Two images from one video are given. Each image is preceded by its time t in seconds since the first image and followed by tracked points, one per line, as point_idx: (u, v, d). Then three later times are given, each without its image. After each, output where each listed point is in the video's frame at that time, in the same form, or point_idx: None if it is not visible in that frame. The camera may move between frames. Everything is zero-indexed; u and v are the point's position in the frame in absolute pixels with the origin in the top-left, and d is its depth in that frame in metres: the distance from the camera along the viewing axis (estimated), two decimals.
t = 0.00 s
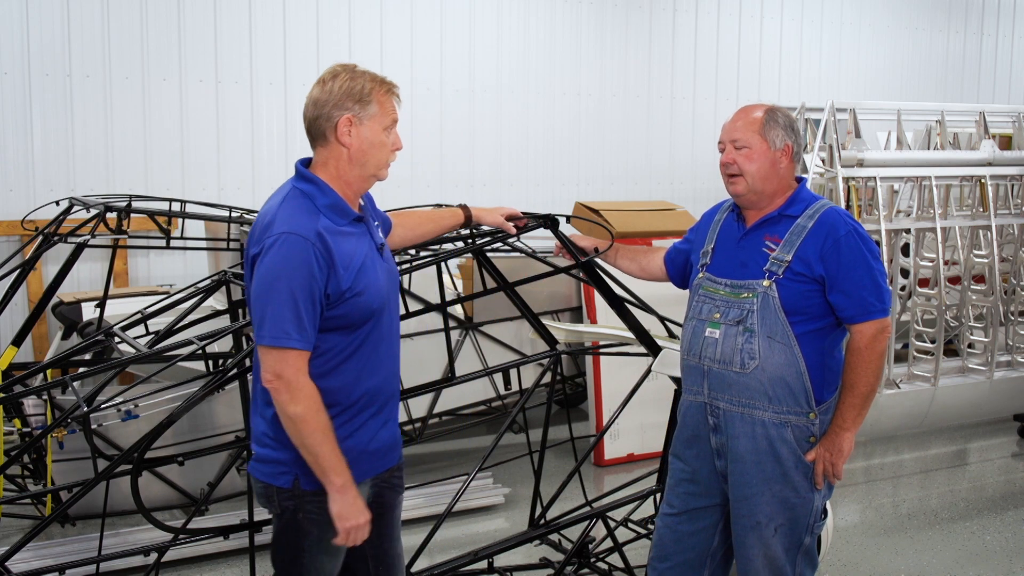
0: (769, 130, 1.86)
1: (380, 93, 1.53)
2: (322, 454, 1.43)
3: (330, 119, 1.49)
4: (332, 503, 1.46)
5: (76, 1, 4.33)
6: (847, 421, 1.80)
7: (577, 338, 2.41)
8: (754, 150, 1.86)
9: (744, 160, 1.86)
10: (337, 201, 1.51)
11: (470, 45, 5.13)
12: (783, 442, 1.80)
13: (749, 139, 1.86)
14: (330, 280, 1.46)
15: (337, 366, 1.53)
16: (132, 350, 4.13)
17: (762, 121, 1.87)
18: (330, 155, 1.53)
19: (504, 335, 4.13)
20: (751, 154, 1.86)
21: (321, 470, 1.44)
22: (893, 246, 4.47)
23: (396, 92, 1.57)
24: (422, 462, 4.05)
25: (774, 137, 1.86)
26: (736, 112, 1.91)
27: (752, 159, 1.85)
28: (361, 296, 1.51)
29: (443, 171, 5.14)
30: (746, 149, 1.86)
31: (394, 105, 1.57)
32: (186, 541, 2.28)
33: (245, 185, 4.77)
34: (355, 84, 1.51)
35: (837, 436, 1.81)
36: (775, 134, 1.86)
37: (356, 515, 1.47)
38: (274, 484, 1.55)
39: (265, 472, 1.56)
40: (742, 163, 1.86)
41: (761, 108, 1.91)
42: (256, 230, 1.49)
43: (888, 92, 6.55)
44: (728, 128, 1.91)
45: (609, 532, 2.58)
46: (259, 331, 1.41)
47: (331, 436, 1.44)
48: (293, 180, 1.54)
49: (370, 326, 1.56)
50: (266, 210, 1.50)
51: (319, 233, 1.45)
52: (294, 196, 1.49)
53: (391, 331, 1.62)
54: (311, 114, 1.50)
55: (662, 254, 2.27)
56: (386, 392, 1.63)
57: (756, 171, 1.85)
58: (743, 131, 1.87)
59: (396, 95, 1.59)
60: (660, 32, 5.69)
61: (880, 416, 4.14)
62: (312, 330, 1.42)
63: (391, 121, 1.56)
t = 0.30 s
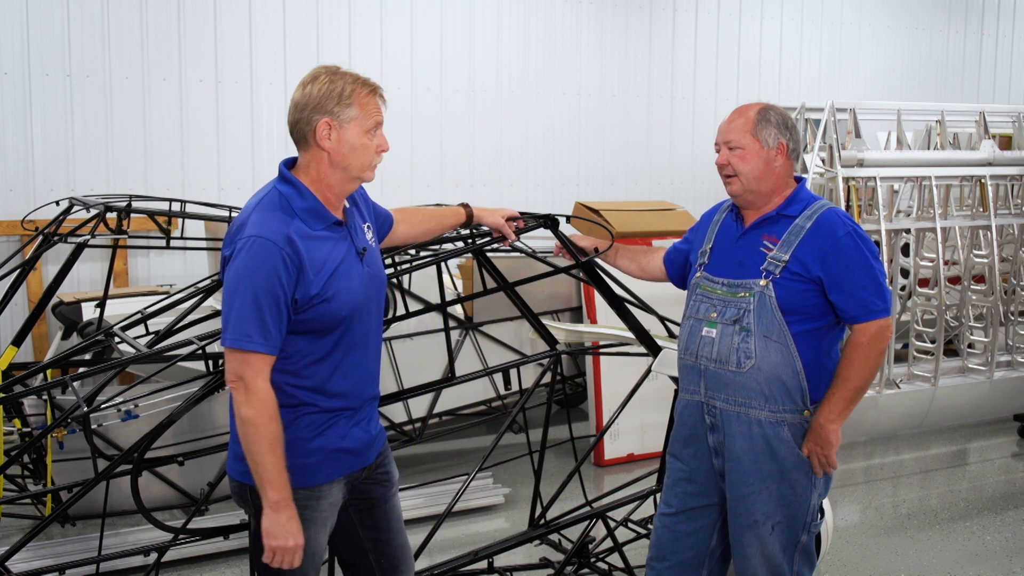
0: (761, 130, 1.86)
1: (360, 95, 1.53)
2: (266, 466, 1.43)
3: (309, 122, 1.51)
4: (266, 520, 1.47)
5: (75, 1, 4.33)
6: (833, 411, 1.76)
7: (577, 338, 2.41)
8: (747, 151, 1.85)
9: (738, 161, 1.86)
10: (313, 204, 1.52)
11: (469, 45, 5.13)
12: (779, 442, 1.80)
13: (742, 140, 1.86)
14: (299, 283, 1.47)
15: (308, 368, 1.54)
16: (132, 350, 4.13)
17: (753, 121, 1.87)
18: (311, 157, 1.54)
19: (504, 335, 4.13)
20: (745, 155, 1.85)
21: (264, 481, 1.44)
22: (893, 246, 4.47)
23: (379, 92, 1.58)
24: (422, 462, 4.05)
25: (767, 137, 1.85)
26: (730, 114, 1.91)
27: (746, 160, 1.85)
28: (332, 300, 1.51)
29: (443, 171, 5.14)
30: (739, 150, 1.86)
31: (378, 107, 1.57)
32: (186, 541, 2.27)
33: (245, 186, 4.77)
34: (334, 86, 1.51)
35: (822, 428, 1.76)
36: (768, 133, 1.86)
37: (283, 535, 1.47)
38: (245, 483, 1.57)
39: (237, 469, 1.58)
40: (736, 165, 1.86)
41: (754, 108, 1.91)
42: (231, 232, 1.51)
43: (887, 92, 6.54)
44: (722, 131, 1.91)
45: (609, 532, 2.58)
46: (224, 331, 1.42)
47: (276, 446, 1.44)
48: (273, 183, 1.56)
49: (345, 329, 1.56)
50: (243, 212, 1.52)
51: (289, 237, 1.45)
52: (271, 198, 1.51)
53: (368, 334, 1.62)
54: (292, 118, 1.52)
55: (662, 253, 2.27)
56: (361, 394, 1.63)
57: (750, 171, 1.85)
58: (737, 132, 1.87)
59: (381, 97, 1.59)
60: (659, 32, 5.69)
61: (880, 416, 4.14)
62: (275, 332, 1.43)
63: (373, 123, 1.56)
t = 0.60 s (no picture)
0: (758, 132, 1.85)
1: (350, 94, 1.53)
2: (242, 457, 1.47)
3: (302, 124, 1.51)
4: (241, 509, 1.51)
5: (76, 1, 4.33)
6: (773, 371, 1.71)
7: (577, 338, 2.41)
8: (744, 154, 1.85)
9: (736, 164, 1.86)
10: (311, 202, 1.53)
11: (469, 45, 5.13)
12: (778, 440, 1.80)
13: (740, 143, 1.86)
14: (291, 281, 1.47)
15: (306, 363, 1.54)
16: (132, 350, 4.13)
17: (750, 122, 1.86)
18: (308, 158, 1.55)
19: (504, 335, 4.13)
20: (742, 158, 1.85)
21: (240, 471, 1.48)
22: (893, 246, 4.47)
23: (370, 90, 1.57)
24: (422, 462, 4.05)
25: (764, 139, 1.84)
26: (726, 117, 1.91)
27: (744, 163, 1.85)
28: (327, 296, 1.51)
29: (444, 171, 5.14)
30: (737, 153, 1.86)
31: (370, 105, 1.56)
32: (186, 541, 2.27)
33: (245, 186, 4.77)
34: (324, 87, 1.51)
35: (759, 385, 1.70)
36: (765, 136, 1.85)
37: (260, 527, 1.50)
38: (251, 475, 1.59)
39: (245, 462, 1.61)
40: (734, 168, 1.86)
41: (752, 109, 1.90)
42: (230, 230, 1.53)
43: (887, 92, 6.55)
44: (720, 134, 1.91)
45: (609, 532, 2.58)
46: (216, 327, 1.44)
47: (256, 439, 1.48)
48: (273, 182, 1.57)
49: (344, 325, 1.55)
50: (243, 211, 1.54)
51: (282, 235, 1.46)
52: (269, 197, 1.52)
53: (370, 331, 1.61)
54: (286, 122, 1.53)
55: (662, 253, 2.28)
56: (364, 391, 1.62)
57: (747, 175, 1.85)
58: (735, 136, 1.87)
59: (373, 95, 1.59)
60: (659, 32, 5.69)
61: (880, 416, 4.14)
62: (262, 329, 1.44)
63: (366, 122, 1.55)
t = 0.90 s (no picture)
0: (758, 132, 1.85)
1: (354, 93, 1.53)
2: (271, 443, 1.46)
3: (308, 125, 1.52)
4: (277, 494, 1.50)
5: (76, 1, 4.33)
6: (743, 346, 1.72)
7: (577, 338, 2.41)
8: (745, 153, 1.85)
9: (736, 164, 1.86)
10: (324, 196, 1.54)
11: (470, 45, 5.13)
12: (773, 440, 1.80)
13: (740, 142, 1.85)
14: (308, 271, 1.47)
15: (324, 354, 1.54)
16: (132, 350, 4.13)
17: (750, 122, 1.86)
18: (318, 156, 1.56)
19: (504, 335, 4.13)
20: (742, 157, 1.85)
21: (270, 457, 1.47)
22: (893, 246, 4.47)
23: (374, 87, 1.57)
24: (422, 462, 4.05)
25: (765, 138, 1.84)
26: (728, 116, 1.91)
27: (744, 162, 1.85)
28: (343, 287, 1.51)
29: (444, 171, 5.14)
30: (737, 152, 1.86)
31: (376, 101, 1.56)
32: (186, 541, 2.27)
33: (245, 186, 4.77)
34: (327, 87, 1.51)
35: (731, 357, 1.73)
36: (765, 135, 1.85)
37: (299, 507, 1.51)
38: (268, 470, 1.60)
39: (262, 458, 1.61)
40: (734, 167, 1.86)
41: (753, 109, 1.90)
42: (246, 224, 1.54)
43: (888, 92, 6.55)
44: (720, 133, 1.91)
45: (609, 532, 2.58)
46: (235, 318, 1.45)
47: (286, 426, 1.47)
48: (286, 178, 1.58)
49: (359, 317, 1.55)
50: (258, 206, 1.54)
51: (298, 226, 1.47)
52: (283, 191, 1.53)
53: (384, 324, 1.61)
54: (293, 122, 1.54)
55: (662, 253, 2.28)
56: (379, 383, 1.62)
57: (747, 174, 1.85)
58: (735, 135, 1.87)
59: (377, 92, 1.58)
60: (659, 32, 5.69)
61: (880, 416, 4.15)
62: (282, 318, 1.45)
63: (371, 118, 1.55)
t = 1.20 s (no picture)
0: (759, 130, 1.85)
1: (363, 97, 1.52)
2: (292, 430, 1.46)
3: (318, 129, 1.53)
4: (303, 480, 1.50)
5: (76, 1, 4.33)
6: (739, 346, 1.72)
7: (576, 338, 2.41)
8: (746, 151, 1.85)
9: (736, 161, 1.86)
10: (336, 192, 1.54)
11: (469, 45, 5.13)
12: (772, 440, 1.80)
13: (741, 140, 1.85)
14: (322, 264, 1.48)
15: (338, 347, 1.54)
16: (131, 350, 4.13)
17: (751, 121, 1.86)
18: (330, 158, 1.56)
19: (504, 335, 4.13)
20: (743, 155, 1.85)
21: (292, 444, 1.47)
22: (893, 246, 4.47)
23: (383, 91, 1.56)
24: (422, 462, 4.05)
25: (766, 137, 1.84)
26: (729, 113, 1.91)
27: (744, 160, 1.85)
28: (356, 280, 1.51)
29: (443, 171, 5.14)
30: (738, 150, 1.86)
31: (386, 104, 1.56)
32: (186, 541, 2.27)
33: (245, 186, 4.77)
34: (335, 91, 1.51)
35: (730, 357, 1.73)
36: (766, 134, 1.85)
37: (327, 492, 1.50)
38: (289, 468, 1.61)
39: (282, 457, 1.62)
40: (734, 165, 1.86)
41: (752, 108, 1.90)
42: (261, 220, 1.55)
43: (888, 92, 6.55)
44: (721, 131, 1.90)
45: (609, 532, 2.58)
46: (250, 309, 1.45)
47: (306, 413, 1.47)
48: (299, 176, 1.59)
49: (372, 310, 1.56)
50: (272, 202, 1.55)
51: (312, 219, 1.48)
52: (296, 188, 1.54)
53: (395, 319, 1.61)
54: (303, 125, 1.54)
55: (662, 253, 2.27)
56: (392, 378, 1.63)
57: (748, 172, 1.85)
58: (736, 132, 1.86)
59: (387, 96, 1.58)
60: (659, 32, 5.69)
61: (880, 416, 4.15)
62: (297, 308, 1.45)
63: (380, 121, 1.55)
